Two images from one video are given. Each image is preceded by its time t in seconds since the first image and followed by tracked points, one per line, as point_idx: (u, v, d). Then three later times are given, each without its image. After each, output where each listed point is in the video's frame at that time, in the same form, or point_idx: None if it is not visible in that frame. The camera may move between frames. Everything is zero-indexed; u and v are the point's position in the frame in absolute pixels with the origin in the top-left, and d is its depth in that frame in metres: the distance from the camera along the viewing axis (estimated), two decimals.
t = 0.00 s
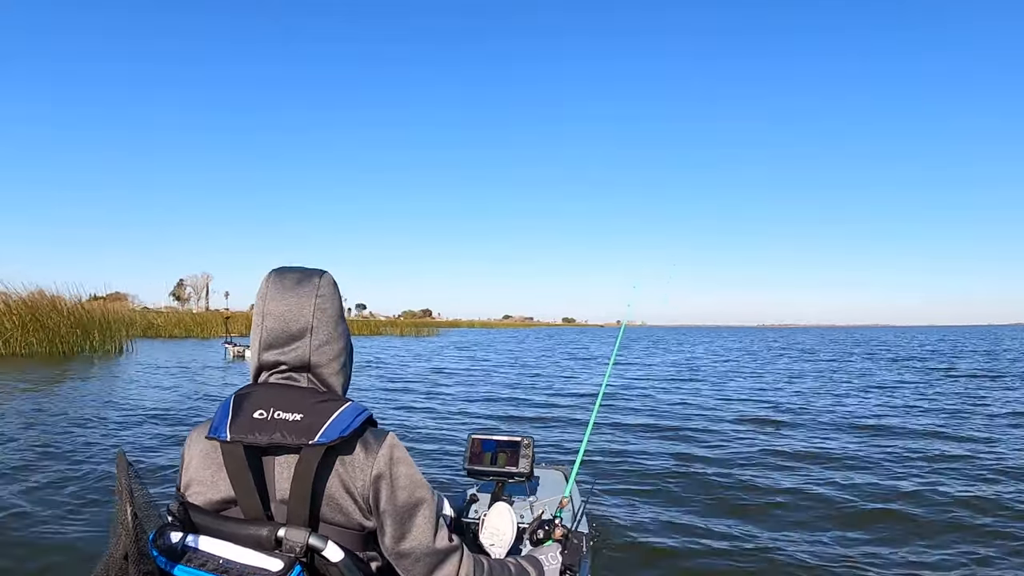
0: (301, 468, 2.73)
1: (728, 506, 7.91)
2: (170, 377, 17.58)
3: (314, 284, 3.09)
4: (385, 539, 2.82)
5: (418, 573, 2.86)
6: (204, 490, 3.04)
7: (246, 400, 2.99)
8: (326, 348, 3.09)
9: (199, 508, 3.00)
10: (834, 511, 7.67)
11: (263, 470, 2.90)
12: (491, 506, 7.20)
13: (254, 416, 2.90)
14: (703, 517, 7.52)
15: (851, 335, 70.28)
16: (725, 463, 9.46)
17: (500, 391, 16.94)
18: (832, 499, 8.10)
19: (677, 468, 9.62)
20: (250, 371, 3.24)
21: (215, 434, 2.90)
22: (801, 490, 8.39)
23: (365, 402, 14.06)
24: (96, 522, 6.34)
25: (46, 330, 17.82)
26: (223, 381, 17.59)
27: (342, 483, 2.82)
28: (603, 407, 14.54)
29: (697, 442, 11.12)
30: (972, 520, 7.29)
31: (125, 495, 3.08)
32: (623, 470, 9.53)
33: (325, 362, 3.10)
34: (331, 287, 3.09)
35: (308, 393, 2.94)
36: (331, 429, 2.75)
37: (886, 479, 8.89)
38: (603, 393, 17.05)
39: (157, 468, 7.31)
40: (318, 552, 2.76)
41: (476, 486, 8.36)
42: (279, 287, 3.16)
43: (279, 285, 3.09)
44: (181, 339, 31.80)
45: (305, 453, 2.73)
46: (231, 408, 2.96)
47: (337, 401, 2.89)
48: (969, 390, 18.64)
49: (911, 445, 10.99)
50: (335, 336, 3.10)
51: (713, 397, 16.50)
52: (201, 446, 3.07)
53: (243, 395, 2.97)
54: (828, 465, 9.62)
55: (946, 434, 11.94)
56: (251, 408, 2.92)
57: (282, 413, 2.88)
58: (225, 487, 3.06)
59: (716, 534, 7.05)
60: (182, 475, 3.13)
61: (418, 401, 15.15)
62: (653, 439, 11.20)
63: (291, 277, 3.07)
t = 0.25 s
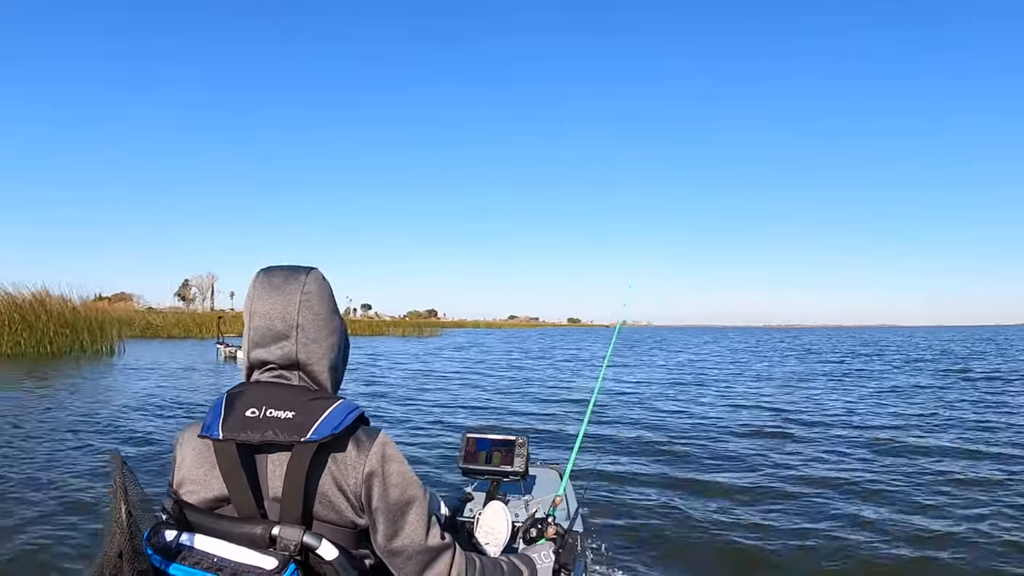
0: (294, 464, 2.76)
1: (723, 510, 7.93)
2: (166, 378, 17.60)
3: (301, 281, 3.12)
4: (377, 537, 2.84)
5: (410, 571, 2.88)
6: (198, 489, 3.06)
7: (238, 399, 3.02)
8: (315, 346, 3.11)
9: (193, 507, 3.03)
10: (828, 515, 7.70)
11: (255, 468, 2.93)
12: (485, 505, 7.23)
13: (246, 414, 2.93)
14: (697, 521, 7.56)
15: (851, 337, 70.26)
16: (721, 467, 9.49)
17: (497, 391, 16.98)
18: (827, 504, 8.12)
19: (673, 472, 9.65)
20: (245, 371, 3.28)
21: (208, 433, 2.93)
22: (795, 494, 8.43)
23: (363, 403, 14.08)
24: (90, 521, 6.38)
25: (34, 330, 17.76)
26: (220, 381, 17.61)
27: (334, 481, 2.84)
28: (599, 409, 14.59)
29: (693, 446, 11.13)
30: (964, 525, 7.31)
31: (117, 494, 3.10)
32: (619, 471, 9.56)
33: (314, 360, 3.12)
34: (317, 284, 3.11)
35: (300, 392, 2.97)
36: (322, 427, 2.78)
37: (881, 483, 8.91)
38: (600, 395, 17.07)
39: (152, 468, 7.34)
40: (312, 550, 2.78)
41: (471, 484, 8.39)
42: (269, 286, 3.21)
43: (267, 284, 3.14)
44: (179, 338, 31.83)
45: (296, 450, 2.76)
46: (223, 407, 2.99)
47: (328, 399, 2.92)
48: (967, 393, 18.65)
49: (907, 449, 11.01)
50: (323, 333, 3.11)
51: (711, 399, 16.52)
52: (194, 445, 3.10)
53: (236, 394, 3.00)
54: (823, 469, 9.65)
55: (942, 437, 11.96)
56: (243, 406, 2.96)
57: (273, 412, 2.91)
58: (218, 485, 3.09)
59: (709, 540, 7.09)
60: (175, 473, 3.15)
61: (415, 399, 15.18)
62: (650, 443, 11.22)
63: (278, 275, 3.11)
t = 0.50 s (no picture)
0: (287, 467, 2.73)
1: (720, 512, 7.90)
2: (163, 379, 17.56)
3: (289, 282, 3.09)
4: (372, 539, 2.82)
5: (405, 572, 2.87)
6: (192, 491, 3.03)
7: (233, 401, 3.00)
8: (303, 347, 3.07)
9: (187, 509, 2.99)
10: (825, 517, 7.67)
11: (249, 470, 2.89)
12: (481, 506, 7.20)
13: (240, 416, 2.91)
14: (694, 524, 7.52)
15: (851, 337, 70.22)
16: (719, 470, 9.45)
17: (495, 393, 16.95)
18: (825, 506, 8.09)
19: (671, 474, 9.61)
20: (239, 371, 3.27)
21: (201, 435, 2.90)
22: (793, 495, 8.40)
23: (360, 404, 14.05)
24: (82, 523, 6.34)
25: (22, 331, 17.65)
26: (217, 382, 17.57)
27: (328, 483, 2.81)
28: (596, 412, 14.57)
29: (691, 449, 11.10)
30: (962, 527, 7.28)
31: (112, 497, 3.09)
32: (617, 473, 9.52)
33: (303, 361, 3.08)
34: (305, 285, 3.07)
35: (294, 393, 2.94)
36: (316, 429, 2.75)
37: (880, 485, 8.88)
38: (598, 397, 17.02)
39: (145, 470, 7.32)
40: (307, 553, 2.76)
41: (467, 485, 8.36)
42: (258, 288, 3.18)
43: (255, 285, 3.11)
44: (178, 339, 31.82)
45: (289, 452, 2.73)
46: (218, 409, 2.97)
47: (322, 400, 2.89)
48: (966, 393, 18.62)
49: (906, 451, 10.98)
50: (311, 335, 3.07)
51: (709, 402, 16.49)
52: (188, 448, 3.07)
53: (230, 395, 2.98)
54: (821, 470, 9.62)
55: (941, 439, 11.93)
56: (237, 408, 2.93)
57: (267, 413, 2.89)
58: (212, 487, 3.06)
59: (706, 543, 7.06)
60: (168, 475, 3.13)
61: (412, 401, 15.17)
62: (648, 446, 11.18)
63: (265, 277, 3.08)
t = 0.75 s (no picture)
0: (282, 469, 2.74)
1: (716, 514, 7.90)
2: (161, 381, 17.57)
3: (282, 284, 3.09)
4: (367, 542, 2.83)
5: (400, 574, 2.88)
6: (186, 494, 3.04)
7: (226, 403, 3.00)
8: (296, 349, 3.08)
9: (182, 512, 3.00)
10: (822, 519, 7.68)
11: (244, 472, 2.90)
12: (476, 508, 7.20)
13: (234, 419, 2.91)
14: (690, 525, 7.53)
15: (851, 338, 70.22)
16: (716, 472, 9.45)
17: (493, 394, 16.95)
18: (822, 507, 8.09)
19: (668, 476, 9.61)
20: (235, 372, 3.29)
21: (195, 438, 2.91)
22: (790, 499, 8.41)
23: (358, 407, 14.05)
24: (77, 525, 6.35)
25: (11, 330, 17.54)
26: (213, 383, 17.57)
27: (323, 485, 2.81)
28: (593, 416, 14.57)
29: (688, 451, 11.10)
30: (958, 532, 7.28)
31: (107, 499, 3.10)
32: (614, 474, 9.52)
33: (296, 363, 3.09)
34: (298, 287, 3.07)
35: (288, 396, 2.94)
36: (310, 431, 2.75)
37: (876, 487, 8.88)
38: (597, 399, 17.01)
39: (141, 472, 7.33)
40: (303, 555, 2.77)
41: (463, 487, 8.36)
42: (252, 289, 3.19)
43: (249, 287, 3.12)
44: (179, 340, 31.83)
45: (284, 455, 2.73)
46: (211, 411, 2.98)
47: (316, 402, 2.89)
48: (965, 395, 18.61)
49: (903, 453, 10.98)
50: (303, 337, 3.07)
51: (708, 404, 16.48)
52: (182, 450, 3.08)
53: (224, 398, 2.99)
54: (817, 474, 9.62)
55: (938, 441, 11.93)
56: (231, 409, 2.94)
57: (261, 416, 2.89)
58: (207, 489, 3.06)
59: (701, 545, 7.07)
60: (162, 478, 3.13)
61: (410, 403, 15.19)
62: (645, 449, 11.18)
63: (258, 279, 3.09)
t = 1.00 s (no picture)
0: (276, 470, 2.74)
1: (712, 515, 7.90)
2: (158, 382, 17.57)
3: (275, 285, 3.09)
4: (362, 542, 2.84)
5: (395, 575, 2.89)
6: (181, 494, 3.05)
7: (220, 404, 3.01)
8: (289, 350, 3.08)
9: (177, 513, 3.01)
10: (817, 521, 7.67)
11: (238, 473, 2.91)
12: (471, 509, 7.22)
13: (228, 419, 2.92)
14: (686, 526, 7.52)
15: (851, 339, 70.24)
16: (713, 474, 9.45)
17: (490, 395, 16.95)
18: (818, 508, 8.09)
19: (664, 477, 9.61)
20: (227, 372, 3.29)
21: (190, 438, 2.91)
22: (784, 499, 8.44)
23: (355, 408, 14.05)
24: (73, 526, 6.38)
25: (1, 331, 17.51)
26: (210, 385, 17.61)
27: (317, 486, 2.82)
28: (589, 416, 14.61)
29: (685, 452, 11.09)
30: (951, 533, 7.30)
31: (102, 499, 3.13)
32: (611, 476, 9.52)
33: (289, 364, 3.09)
34: (291, 288, 3.07)
35: (282, 397, 2.95)
36: (304, 432, 2.76)
37: (873, 489, 8.89)
38: (595, 401, 17.01)
39: (136, 472, 7.37)
40: (297, 556, 2.76)
41: (459, 488, 8.36)
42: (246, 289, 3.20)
43: (242, 288, 3.12)
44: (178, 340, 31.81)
45: (278, 456, 2.74)
46: (206, 412, 2.99)
47: (310, 403, 2.89)
48: (963, 398, 18.62)
49: (899, 455, 10.99)
50: (297, 338, 3.07)
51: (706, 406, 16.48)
52: (176, 451, 3.09)
53: (217, 398, 3.00)
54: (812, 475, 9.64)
55: (935, 443, 11.93)
56: (225, 410, 2.95)
57: (256, 416, 2.90)
58: (201, 490, 3.07)
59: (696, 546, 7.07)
60: (156, 478, 3.15)
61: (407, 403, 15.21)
62: (642, 450, 11.19)
63: (251, 280, 3.09)
